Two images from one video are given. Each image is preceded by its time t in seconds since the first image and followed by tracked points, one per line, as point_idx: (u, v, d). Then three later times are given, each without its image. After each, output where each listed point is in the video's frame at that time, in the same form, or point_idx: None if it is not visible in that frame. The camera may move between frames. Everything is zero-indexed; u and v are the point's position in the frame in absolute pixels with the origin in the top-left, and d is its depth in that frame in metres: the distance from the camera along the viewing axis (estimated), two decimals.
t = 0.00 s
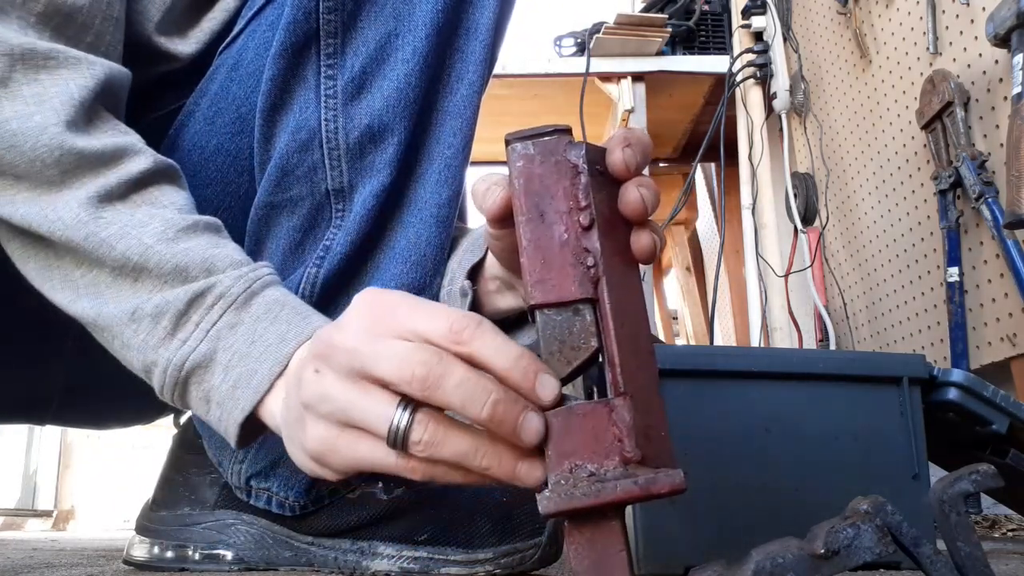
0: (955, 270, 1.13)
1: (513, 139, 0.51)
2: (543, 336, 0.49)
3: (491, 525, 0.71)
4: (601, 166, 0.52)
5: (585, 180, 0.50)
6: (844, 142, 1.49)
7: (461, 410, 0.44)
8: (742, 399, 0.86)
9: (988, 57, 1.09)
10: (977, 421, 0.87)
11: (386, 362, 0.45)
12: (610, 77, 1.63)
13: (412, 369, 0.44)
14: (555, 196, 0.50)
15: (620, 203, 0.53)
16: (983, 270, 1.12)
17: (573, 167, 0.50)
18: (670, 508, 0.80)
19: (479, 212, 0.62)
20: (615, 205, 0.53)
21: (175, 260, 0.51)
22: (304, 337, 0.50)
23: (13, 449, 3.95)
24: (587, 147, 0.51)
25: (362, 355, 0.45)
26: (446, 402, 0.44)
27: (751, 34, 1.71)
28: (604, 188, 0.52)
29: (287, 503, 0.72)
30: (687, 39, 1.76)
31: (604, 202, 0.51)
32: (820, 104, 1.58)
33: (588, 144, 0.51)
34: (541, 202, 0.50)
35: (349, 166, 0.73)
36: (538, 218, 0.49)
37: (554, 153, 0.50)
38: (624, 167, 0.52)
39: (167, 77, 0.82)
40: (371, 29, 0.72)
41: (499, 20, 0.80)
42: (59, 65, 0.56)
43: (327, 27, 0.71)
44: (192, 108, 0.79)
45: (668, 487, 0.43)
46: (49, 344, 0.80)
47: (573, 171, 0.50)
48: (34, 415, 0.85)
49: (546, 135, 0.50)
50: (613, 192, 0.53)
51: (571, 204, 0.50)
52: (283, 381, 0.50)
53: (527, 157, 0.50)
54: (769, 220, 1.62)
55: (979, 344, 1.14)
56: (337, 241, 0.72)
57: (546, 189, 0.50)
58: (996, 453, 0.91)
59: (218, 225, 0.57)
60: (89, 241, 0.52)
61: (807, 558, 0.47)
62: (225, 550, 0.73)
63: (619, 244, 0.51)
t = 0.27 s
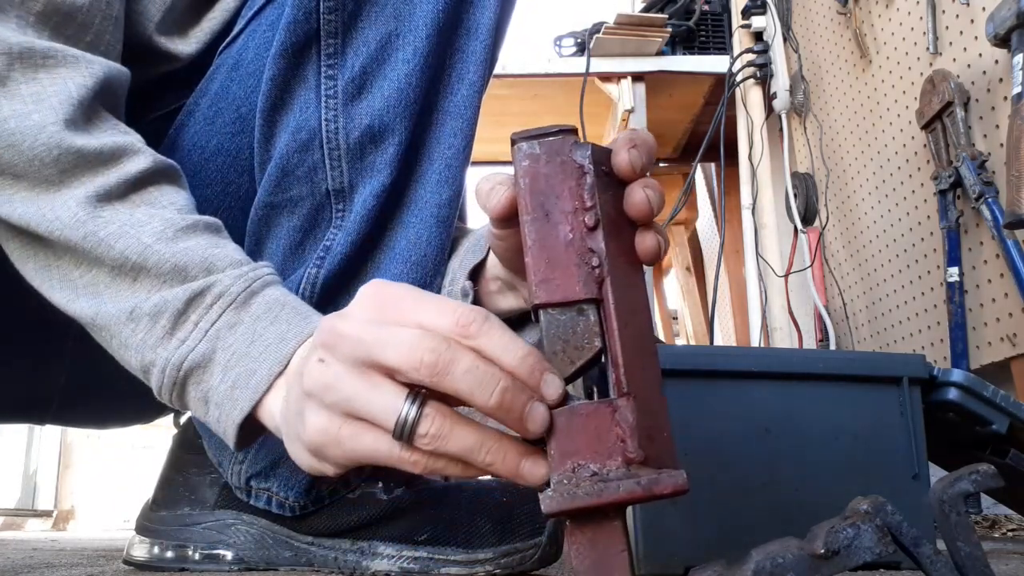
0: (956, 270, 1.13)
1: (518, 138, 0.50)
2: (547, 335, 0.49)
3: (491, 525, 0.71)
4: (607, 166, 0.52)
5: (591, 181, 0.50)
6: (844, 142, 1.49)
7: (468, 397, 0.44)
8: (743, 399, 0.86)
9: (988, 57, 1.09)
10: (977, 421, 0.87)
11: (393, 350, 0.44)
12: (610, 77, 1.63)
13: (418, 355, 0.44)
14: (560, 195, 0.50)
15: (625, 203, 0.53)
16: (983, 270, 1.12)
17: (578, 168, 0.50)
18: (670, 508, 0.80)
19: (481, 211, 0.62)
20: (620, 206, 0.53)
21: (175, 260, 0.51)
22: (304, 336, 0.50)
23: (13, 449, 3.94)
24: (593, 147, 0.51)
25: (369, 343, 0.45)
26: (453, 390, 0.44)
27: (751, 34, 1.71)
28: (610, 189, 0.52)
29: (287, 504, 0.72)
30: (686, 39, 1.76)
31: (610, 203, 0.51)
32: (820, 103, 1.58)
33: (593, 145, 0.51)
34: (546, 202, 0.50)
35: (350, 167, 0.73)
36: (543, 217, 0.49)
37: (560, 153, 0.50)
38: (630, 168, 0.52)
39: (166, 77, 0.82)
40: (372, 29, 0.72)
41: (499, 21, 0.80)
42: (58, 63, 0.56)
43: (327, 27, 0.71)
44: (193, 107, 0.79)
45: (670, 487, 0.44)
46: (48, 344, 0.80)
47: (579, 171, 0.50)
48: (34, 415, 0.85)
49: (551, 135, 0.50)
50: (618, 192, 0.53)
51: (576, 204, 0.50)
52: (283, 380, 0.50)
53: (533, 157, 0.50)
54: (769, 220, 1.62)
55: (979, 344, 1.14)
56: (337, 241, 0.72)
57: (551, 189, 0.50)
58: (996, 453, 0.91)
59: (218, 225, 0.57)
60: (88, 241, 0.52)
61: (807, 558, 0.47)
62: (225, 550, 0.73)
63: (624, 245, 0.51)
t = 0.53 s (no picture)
0: (956, 269, 1.13)
1: (516, 137, 0.50)
2: (545, 336, 0.49)
3: (491, 526, 0.71)
4: (605, 165, 0.52)
5: (588, 180, 0.50)
6: (844, 142, 1.49)
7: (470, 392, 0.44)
8: (743, 399, 0.86)
9: (988, 57, 1.09)
10: (977, 421, 0.87)
11: (394, 344, 0.44)
12: (610, 77, 1.63)
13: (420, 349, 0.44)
14: (558, 195, 0.50)
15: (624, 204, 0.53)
16: (983, 270, 1.12)
17: (576, 167, 0.50)
18: (669, 508, 0.80)
19: (480, 212, 0.62)
20: (619, 205, 0.53)
21: (168, 266, 0.51)
22: (295, 347, 0.51)
23: (13, 449, 3.95)
24: (590, 147, 0.51)
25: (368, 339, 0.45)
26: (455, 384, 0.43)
27: (751, 34, 1.71)
28: (608, 188, 0.52)
29: (287, 504, 0.72)
30: (687, 40, 1.76)
31: (608, 202, 0.51)
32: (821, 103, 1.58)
33: (591, 144, 0.51)
34: (544, 202, 0.50)
35: (350, 167, 0.73)
36: (541, 217, 0.49)
37: (558, 152, 0.50)
38: (628, 167, 0.52)
39: (167, 77, 0.82)
40: (372, 29, 0.72)
41: (499, 21, 0.80)
42: (57, 65, 0.56)
43: (327, 27, 0.71)
44: (192, 107, 0.79)
45: (669, 488, 0.44)
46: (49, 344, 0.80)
47: (576, 170, 0.50)
48: (35, 415, 0.85)
49: (549, 135, 0.50)
50: (616, 192, 0.53)
51: (574, 203, 0.50)
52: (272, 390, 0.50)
53: (531, 156, 0.50)
54: (769, 220, 1.62)
55: (979, 344, 1.14)
56: (337, 242, 0.72)
57: (549, 188, 0.50)
58: (996, 453, 0.91)
59: (212, 233, 0.57)
60: (80, 245, 0.52)
61: (807, 558, 0.47)
62: (225, 551, 0.73)
63: (622, 244, 0.51)
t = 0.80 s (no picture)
0: (955, 270, 1.13)
1: (514, 137, 0.51)
2: (543, 336, 0.49)
3: (491, 526, 0.72)
4: (602, 165, 0.52)
5: (586, 179, 0.50)
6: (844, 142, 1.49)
7: (475, 382, 0.43)
8: (742, 399, 0.86)
9: (988, 57, 1.09)
10: (977, 421, 0.87)
11: (401, 331, 0.44)
12: (610, 77, 1.63)
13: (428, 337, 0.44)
14: (556, 195, 0.50)
15: (623, 204, 0.53)
16: (983, 270, 1.12)
17: (573, 166, 0.50)
18: (670, 508, 0.80)
19: (478, 212, 0.62)
20: (617, 205, 0.52)
21: (149, 271, 0.51)
22: (275, 363, 0.51)
23: (13, 449, 3.94)
24: (588, 146, 0.50)
25: (374, 328, 0.45)
26: (461, 373, 0.43)
27: (751, 34, 1.71)
28: (606, 188, 0.52)
29: (287, 505, 0.71)
30: (687, 39, 1.76)
31: (606, 201, 0.51)
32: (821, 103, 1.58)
33: (589, 143, 0.51)
34: (542, 202, 0.50)
35: (349, 167, 0.73)
36: (539, 217, 0.50)
37: (555, 151, 0.50)
38: (627, 167, 0.52)
39: (167, 77, 0.82)
40: (371, 29, 0.72)
41: (498, 21, 0.80)
42: (49, 56, 0.57)
43: (326, 27, 0.71)
44: (190, 107, 0.79)
45: (668, 488, 0.44)
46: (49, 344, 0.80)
47: (574, 170, 0.50)
48: (34, 415, 0.85)
49: (546, 135, 0.50)
50: (615, 191, 0.53)
51: (572, 203, 0.50)
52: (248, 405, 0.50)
53: (528, 156, 0.50)
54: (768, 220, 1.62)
55: (979, 344, 1.14)
56: (336, 242, 0.72)
57: (546, 188, 0.50)
58: (996, 453, 0.91)
59: (198, 240, 0.57)
60: (62, 244, 0.52)
61: (807, 557, 0.47)
62: (225, 551, 0.74)
63: (620, 243, 0.51)
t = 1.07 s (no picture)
0: (955, 270, 1.13)
1: (521, 135, 0.50)
2: (549, 335, 0.49)
3: (491, 526, 0.72)
4: (611, 166, 0.52)
5: (594, 180, 0.50)
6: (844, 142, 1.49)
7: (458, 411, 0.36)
8: (743, 399, 0.86)
9: (988, 57, 1.09)
10: (977, 421, 0.87)
11: (385, 359, 0.36)
12: (610, 77, 1.63)
13: (415, 368, 0.35)
14: (563, 194, 0.50)
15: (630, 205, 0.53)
16: (982, 270, 1.12)
17: (582, 166, 0.50)
18: (670, 508, 0.80)
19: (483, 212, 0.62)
20: (624, 206, 0.53)
21: (133, 279, 0.44)
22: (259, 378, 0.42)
23: (13, 448, 3.94)
24: (596, 147, 0.51)
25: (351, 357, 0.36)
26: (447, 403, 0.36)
27: (751, 34, 1.71)
28: (613, 189, 0.52)
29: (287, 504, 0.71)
30: (687, 39, 1.76)
31: (613, 202, 0.51)
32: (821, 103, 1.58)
33: (597, 144, 0.51)
34: (550, 201, 0.50)
35: (348, 167, 0.73)
36: (546, 216, 0.50)
37: (564, 151, 0.50)
38: (635, 169, 0.53)
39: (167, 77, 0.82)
40: (369, 28, 0.72)
41: (497, 21, 0.80)
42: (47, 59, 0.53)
43: (324, 27, 0.70)
44: (188, 107, 0.79)
45: (672, 489, 0.44)
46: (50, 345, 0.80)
47: (582, 170, 0.50)
48: (35, 415, 0.86)
49: (555, 134, 0.50)
50: (622, 192, 0.53)
51: (579, 203, 0.50)
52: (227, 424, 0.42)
53: (537, 155, 0.50)
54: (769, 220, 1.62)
55: (978, 344, 1.14)
56: (335, 243, 0.73)
57: (554, 188, 0.50)
58: (996, 453, 0.91)
59: (191, 244, 0.50)
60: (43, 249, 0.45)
61: (807, 557, 0.47)
62: (225, 550, 0.73)
63: (627, 244, 0.51)
